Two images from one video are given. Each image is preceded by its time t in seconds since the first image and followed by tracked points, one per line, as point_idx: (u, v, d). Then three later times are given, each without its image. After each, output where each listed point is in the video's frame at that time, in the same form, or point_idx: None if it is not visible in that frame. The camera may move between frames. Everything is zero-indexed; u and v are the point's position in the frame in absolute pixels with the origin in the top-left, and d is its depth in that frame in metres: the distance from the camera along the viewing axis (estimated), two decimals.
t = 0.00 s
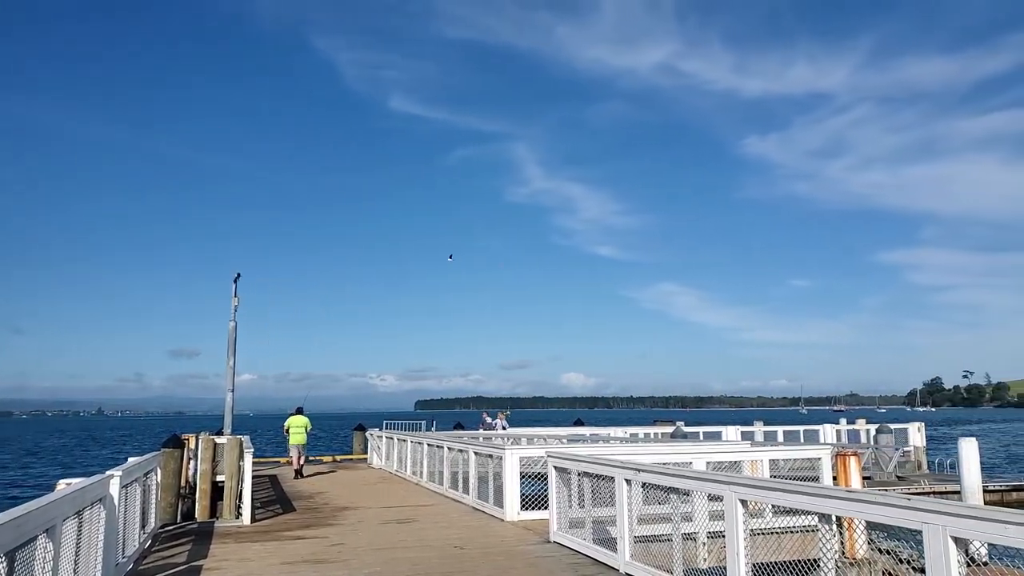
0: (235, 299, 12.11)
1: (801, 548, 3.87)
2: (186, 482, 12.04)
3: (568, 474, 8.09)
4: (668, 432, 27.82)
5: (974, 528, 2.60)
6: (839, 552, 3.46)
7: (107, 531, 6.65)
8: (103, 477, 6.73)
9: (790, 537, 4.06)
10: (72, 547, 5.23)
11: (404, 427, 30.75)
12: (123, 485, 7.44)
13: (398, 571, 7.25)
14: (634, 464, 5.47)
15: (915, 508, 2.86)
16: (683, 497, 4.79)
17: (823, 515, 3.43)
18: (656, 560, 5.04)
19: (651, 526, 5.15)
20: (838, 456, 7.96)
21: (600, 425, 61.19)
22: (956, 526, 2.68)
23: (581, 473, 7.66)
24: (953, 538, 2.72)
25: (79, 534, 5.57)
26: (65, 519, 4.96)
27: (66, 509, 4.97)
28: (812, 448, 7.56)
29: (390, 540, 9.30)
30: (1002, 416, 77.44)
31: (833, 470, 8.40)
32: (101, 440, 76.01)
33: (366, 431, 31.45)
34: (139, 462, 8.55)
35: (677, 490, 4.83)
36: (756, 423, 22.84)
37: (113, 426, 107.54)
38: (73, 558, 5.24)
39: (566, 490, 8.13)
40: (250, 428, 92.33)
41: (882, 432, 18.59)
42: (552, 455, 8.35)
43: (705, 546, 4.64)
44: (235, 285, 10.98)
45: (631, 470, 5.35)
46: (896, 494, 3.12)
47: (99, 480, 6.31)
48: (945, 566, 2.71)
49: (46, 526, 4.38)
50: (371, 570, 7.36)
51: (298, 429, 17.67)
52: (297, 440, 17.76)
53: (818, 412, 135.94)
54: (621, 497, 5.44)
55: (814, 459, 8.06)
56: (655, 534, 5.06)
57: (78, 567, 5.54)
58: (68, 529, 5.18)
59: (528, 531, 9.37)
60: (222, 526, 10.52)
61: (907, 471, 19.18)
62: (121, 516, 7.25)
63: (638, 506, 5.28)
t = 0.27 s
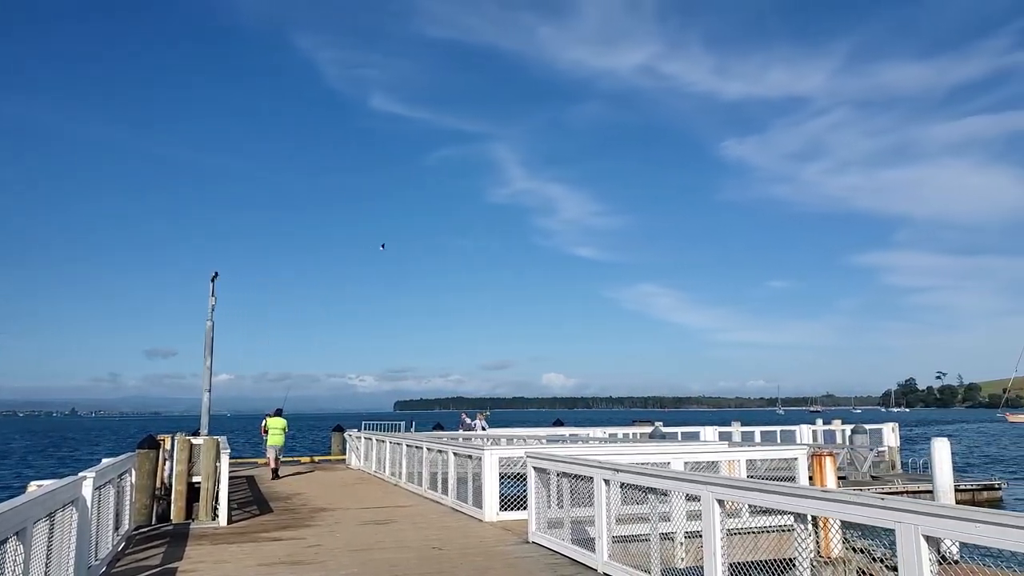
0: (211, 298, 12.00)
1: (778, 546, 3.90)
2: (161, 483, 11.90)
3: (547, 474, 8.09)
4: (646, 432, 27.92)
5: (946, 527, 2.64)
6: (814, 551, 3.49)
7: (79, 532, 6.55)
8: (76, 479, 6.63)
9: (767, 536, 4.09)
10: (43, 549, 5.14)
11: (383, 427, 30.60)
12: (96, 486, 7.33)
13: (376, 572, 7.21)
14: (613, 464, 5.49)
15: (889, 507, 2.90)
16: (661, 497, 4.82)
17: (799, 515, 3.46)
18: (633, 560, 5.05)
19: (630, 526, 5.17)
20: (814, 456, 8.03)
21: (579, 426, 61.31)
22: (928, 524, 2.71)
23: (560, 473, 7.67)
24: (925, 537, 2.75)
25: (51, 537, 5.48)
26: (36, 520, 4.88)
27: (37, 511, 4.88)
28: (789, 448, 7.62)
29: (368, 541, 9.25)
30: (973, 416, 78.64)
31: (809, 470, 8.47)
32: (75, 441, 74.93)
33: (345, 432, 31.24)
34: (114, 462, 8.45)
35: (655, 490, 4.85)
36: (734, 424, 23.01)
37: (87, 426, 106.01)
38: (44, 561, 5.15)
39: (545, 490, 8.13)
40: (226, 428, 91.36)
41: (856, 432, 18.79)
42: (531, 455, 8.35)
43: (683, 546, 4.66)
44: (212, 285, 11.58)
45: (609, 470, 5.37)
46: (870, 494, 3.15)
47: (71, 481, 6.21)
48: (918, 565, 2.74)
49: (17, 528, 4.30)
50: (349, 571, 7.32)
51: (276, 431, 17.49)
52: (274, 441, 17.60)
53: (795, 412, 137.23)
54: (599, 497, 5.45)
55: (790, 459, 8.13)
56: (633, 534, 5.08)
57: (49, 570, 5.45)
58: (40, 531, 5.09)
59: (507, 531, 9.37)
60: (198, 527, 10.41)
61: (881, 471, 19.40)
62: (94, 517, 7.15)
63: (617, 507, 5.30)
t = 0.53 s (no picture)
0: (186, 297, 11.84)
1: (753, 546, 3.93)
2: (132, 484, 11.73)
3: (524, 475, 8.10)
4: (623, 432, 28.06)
5: (916, 525, 2.68)
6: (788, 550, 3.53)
7: (48, 535, 6.44)
8: (45, 480, 6.51)
9: (741, 535, 4.12)
10: (11, 554, 5.04)
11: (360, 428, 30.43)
12: (66, 488, 7.21)
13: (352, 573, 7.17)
14: (590, 464, 5.51)
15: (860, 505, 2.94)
16: (638, 497, 4.86)
17: (773, 514, 3.50)
18: (610, 559, 5.06)
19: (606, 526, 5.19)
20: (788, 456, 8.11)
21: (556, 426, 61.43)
22: (899, 522, 2.75)
23: (537, 474, 7.68)
24: (897, 535, 2.79)
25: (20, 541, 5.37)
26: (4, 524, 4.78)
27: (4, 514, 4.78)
28: (764, 449, 7.69)
29: (343, 542, 9.20)
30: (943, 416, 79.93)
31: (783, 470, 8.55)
32: (44, 442, 73.63)
33: (321, 432, 31.05)
34: (85, 464, 8.32)
35: (632, 489, 4.88)
36: (709, 425, 23.18)
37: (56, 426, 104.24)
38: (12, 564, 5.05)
39: (522, 490, 8.13)
40: (200, 428, 90.39)
41: (829, 432, 19.02)
42: (508, 455, 8.35)
43: (659, 545, 4.69)
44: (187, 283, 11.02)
45: (586, 470, 5.39)
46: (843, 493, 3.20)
47: (40, 483, 6.10)
48: (889, 562, 2.78)
49: None
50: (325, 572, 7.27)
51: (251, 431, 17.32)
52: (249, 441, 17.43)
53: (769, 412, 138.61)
54: (576, 497, 5.47)
55: (765, 459, 8.20)
56: (610, 534, 5.10)
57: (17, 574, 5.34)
58: (8, 535, 4.99)
59: (483, 532, 9.38)
60: (170, 529, 10.28)
61: (853, 471, 19.66)
62: (64, 520, 7.03)
63: (593, 507, 5.32)
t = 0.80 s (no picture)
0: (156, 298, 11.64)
1: (724, 545, 3.99)
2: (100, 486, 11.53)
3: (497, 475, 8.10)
4: (597, 432, 28.20)
5: (882, 525, 2.74)
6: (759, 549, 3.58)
7: (12, 540, 6.32)
8: (9, 484, 6.38)
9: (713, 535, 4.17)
10: None
11: (333, 429, 30.21)
12: (31, 491, 7.07)
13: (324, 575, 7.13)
14: (564, 465, 5.53)
15: (829, 505, 2.99)
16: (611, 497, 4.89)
17: (744, 514, 3.54)
18: (583, 560, 5.09)
19: (580, 527, 5.21)
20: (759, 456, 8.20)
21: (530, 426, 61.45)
22: (867, 522, 2.80)
23: (511, 474, 7.69)
24: (864, 535, 2.84)
25: None
26: None
27: None
28: (736, 449, 7.78)
29: (316, 544, 9.14)
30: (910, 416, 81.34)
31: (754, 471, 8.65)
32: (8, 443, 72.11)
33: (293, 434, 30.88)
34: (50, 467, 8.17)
35: (605, 490, 4.90)
36: (682, 426, 23.35)
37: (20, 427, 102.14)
38: None
39: (497, 491, 8.14)
40: (170, 429, 89.14)
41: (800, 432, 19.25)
42: (483, 456, 8.35)
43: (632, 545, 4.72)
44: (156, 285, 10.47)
45: (560, 470, 5.41)
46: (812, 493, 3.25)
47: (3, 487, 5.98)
48: (857, 562, 2.83)
49: None
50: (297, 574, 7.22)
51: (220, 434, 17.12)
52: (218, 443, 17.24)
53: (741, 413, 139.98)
54: (550, 498, 5.49)
55: (737, 459, 8.29)
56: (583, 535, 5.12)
57: None
58: None
59: (457, 532, 9.37)
60: (138, 532, 10.13)
61: (823, 471, 19.91)
62: (28, 524, 6.90)
63: (567, 507, 5.34)
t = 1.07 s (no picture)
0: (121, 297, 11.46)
1: (693, 544, 4.04)
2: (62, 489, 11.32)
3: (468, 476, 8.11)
4: (568, 432, 28.28)
5: (846, 524, 2.79)
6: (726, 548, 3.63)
7: None
8: None
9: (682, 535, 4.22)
10: None
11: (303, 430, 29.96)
12: None
13: None
14: (535, 465, 5.55)
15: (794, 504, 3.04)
16: (581, 497, 4.92)
17: (713, 513, 3.59)
18: (554, 560, 5.11)
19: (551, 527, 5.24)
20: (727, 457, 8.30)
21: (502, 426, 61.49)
22: (831, 521, 2.85)
23: (482, 474, 7.70)
24: (830, 533, 2.89)
25: None
26: None
27: None
28: (705, 449, 7.86)
29: (284, 545, 9.07)
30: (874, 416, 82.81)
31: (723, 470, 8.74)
32: None
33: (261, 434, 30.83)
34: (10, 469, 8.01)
35: (576, 490, 4.94)
36: (652, 426, 23.53)
37: None
38: None
39: (468, 491, 8.14)
40: (135, 429, 87.67)
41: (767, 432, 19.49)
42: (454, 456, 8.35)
43: (602, 545, 4.76)
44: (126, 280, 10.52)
45: (531, 470, 5.44)
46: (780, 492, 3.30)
47: None
48: (822, 560, 2.89)
49: None
50: None
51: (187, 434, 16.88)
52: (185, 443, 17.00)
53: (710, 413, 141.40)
54: (521, 498, 5.50)
55: (705, 459, 8.38)
56: (554, 535, 5.15)
57: None
58: None
59: (428, 533, 9.36)
60: (102, 534, 9.96)
61: (790, 470, 20.18)
62: None
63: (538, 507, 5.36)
